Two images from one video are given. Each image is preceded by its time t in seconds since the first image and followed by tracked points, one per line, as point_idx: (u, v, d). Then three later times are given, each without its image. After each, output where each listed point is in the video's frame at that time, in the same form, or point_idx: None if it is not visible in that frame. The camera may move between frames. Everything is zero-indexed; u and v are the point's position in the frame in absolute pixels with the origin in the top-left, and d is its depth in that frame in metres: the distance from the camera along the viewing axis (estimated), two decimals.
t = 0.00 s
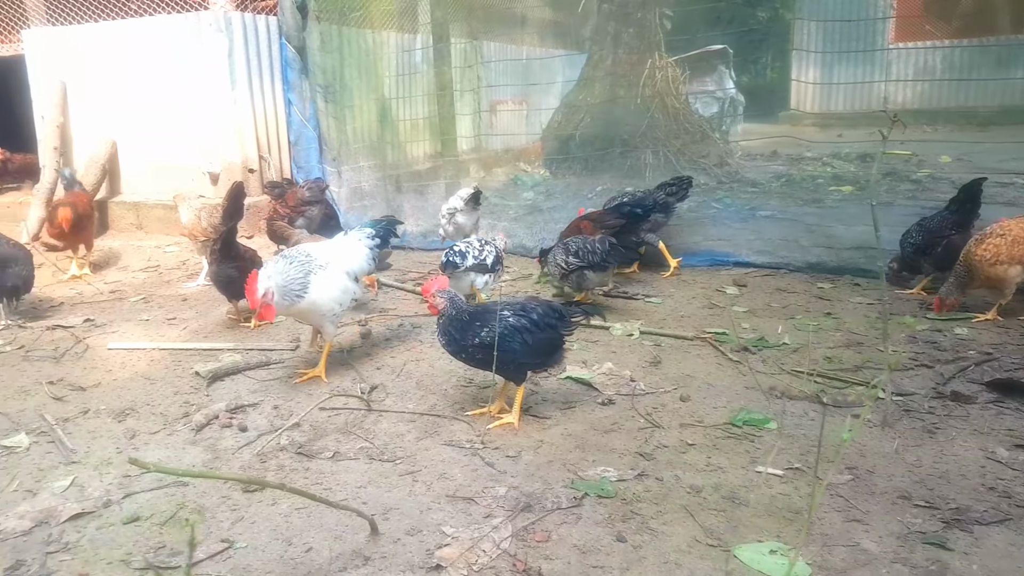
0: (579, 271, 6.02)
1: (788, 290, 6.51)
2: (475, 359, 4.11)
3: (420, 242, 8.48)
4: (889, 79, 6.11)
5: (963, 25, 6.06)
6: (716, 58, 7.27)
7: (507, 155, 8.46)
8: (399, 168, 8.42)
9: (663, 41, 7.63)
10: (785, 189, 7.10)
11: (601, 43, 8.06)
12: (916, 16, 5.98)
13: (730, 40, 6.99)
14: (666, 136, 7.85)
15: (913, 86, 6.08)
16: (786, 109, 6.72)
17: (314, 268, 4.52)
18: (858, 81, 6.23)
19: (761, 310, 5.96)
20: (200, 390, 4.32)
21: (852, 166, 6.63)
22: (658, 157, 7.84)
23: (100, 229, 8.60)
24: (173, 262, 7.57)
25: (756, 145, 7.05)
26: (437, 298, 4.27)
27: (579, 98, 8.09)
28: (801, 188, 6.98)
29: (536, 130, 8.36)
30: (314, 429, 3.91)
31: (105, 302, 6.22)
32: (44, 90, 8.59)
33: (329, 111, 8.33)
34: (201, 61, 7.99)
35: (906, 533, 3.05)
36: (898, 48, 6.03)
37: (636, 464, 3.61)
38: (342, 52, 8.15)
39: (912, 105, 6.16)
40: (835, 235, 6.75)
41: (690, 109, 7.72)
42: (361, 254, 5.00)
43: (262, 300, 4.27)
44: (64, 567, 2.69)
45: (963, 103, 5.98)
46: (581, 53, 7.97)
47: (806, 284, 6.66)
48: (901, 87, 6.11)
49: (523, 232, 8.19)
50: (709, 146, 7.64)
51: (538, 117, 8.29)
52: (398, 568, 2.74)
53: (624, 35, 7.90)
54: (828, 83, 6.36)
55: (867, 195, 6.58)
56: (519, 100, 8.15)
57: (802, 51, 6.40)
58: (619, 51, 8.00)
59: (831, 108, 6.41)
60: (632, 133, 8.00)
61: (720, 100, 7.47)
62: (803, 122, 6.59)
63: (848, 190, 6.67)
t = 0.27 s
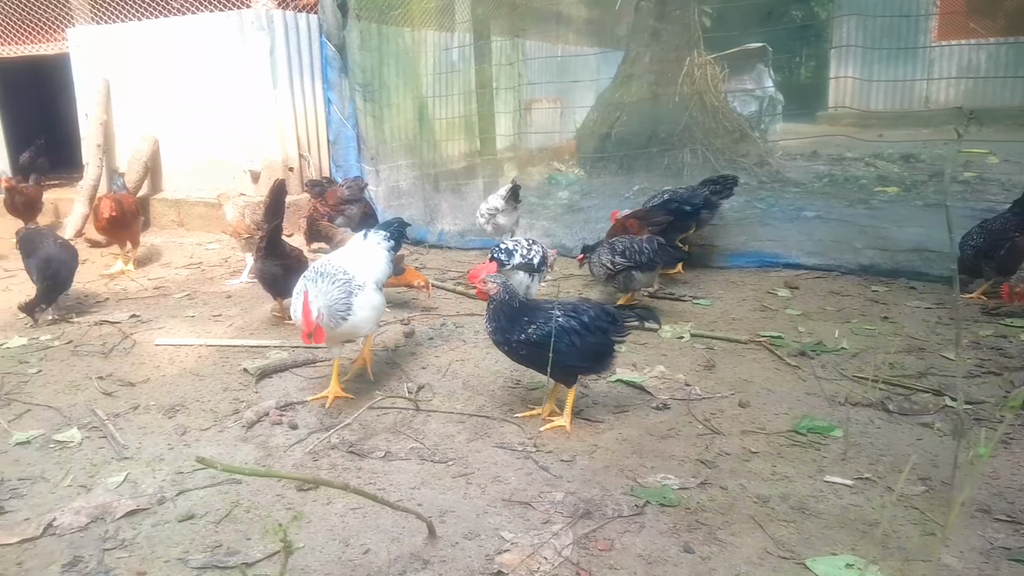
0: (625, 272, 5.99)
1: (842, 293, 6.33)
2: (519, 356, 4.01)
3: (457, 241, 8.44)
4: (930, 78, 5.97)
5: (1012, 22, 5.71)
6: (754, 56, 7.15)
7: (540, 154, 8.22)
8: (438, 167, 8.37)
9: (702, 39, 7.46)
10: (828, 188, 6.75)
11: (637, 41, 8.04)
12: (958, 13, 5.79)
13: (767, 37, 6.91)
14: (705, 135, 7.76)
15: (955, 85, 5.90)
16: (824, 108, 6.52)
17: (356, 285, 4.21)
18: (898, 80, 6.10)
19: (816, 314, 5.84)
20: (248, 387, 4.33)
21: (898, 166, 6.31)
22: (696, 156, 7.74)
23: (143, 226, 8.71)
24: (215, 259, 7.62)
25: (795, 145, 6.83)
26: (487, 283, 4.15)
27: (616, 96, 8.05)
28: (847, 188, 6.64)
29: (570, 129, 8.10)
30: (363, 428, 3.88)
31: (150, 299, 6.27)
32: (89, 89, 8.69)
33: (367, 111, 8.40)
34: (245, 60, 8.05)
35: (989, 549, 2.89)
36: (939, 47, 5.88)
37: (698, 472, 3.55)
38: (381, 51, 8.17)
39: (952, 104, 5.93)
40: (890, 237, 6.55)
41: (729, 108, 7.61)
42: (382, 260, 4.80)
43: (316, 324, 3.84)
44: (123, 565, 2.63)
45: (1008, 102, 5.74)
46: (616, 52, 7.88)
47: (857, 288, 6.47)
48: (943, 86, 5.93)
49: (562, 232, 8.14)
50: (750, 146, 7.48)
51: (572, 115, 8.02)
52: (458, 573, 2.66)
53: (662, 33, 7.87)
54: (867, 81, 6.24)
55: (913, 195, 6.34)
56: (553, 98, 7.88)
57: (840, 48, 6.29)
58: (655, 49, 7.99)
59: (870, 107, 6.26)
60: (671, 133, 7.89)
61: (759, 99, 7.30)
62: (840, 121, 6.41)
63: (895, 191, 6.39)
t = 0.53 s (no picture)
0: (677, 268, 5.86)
1: (908, 294, 6.05)
2: (569, 350, 3.92)
3: (503, 238, 8.39)
4: (986, 74, 5.83)
5: None
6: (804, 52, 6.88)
7: (585, 150, 7.98)
8: (484, 164, 8.29)
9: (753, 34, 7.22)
10: (882, 189, 6.56)
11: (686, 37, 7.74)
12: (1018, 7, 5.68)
13: (821, 35, 6.60)
14: (754, 131, 7.54)
15: (1012, 82, 5.75)
16: (873, 106, 6.39)
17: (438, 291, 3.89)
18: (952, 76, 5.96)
19: (881, 316, 5.59)
20: (302, 381, 4.32)
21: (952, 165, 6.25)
22: (746, 152, 7.57)
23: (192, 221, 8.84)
24: (263, 253, 7.68)
25: (845, 144, 6.69)
26: (545, 278, 4.02)
27: (661, 90, 7.74)
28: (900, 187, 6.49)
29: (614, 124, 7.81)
30: (418, 424, 3.82)
31: (201, 292, 6.33)
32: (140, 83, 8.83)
33: (414, 106, 8.31)
34: (295, 56, 8.11)
35: None
36: (996, 42, 5.75)
37: (769, 478, 3.40)
38: (428, 46, 8.07)
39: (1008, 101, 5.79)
40: (959, 237, 6.27)
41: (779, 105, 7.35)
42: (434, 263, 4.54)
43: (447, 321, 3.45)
44: (183, 558, 2.54)
45: None
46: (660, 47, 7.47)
47: (922, 289, 6.21)
48: (999, 82, 5.79)
49: (609, 229, 8.01)
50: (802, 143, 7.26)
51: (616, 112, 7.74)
52: None
53: (711, 28, 7.75)
54: (920, 75, 6.08)
55: (973, 195, 6.16)
56: (597, 94, 7.64)
57: (892, 43, 6.15)
58: (704, 45, 7.82)
59: (922, 103, 6.12)
60: (721, 130, 7.65)
61: (809, 96, 7.07)
62: (890, 121, 6.30)
63: (951, 192, 6.26)
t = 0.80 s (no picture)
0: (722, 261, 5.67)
1: (969, 295, 5.74)
2: (609, 341, 3.73)
3: (543, 236, 8.31)
4: None
5: None
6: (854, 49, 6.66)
7: (628, 147, 7.87)
8: (525, 160, 8.27)
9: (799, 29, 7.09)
10: (933, 189, 6.34)
11: (731, 32, 7.57)
12: None
13: (872, 30, 6.38)
14: (799, 127, 7.30)
15: None
16: (923, 104, 6.22)
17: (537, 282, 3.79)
18: (1007, 68, 5.76)
19: (942, 317, 5.30)
20: (343, 375, 4.28)
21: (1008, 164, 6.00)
22: (792, 151, 7.34)
23: (235, 216, 8.94)
24: (303, 249, 7.71)
25: (894, 143, 6.51)
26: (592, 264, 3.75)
27: (704, 87, 7.67)
28: (954, 187, 6.25)
29: (657, 118, 7.72)
30: (460, 421, 3.74)
31: (244, 286, 6.35)
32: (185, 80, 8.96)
33: (454, 103, 8.17)
34: (337, 54, 8.15)
35: None
36: None
37: (830, 483, 3.21)
38: (470, 41, 7.94)
39: None
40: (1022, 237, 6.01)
41: (826, 101, 7.03)
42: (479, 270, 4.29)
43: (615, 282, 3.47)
44: (224, 554, 2.48)
45: None
46: (703, 42, 7.37)
47: (985, 289, 5.90)
48: None
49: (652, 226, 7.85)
50: (850, 141, 7.02)
51: (658, 106, 7.65)
52: None
53: (757, 23, 7.46)
54: (972, 68, 5.91)
55: None
56: (638, 89, 7.59)
57: (942, 35, 6.02)
58: (751, 41, 7.57)
59: (974, 96, 5.94)
60: (762, 125, 7.54)
61: (858, 93, 6.74)
62: (940, 118, 6.15)
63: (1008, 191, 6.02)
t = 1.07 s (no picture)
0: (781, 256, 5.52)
1: (1015, 298, 5.48)
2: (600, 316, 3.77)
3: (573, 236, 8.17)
4: None
5: None
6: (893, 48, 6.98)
7: (660, 145, 7.95)
8: (556, 159, 8.12)
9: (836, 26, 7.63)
10: (973, 188, 6.28)
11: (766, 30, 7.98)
12: None
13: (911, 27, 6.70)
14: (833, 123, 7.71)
15: None
16: (962, 105, 6.29)
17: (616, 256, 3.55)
18: None
19: (987, 321, 5.06)
20: (367, 376, 4.23)
21: None
22: (828, 149, 7.63)
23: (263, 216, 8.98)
24: (331, 248, 7.69)
25: (934, 142, 6.64)
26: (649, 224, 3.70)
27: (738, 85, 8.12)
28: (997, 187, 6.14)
29: (689, 116, 7.88)
30: (486, 425, 3.65)
31: (270, 286, 6.36)
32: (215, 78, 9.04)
33: (484, 101, 8.15)
34: (366, 52, 8.12)
35: None
36: None
37: (872, 496, 3.04)
38: (500, 39, 7.86)
39: None
40: None
41: (864, 99, 7.58)
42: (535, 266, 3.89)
43: (688, 225, 3.51)
44: (241, 561, 2.42)
45: None
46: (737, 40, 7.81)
47: None
48: None
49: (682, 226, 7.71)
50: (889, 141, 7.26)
51: (692, 102, 7.80)
52: None
53: (794, 19, 7.90)
54: (1013, 63, 5.96)
55: None
56: (673, 87, 7.68)
57: (982, 30, 6.12)
58: (787, 37, 8.01)
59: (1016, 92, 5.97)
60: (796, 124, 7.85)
61: (896, 91, 7.09)
62: (980, 119, 6.18)
63: None
